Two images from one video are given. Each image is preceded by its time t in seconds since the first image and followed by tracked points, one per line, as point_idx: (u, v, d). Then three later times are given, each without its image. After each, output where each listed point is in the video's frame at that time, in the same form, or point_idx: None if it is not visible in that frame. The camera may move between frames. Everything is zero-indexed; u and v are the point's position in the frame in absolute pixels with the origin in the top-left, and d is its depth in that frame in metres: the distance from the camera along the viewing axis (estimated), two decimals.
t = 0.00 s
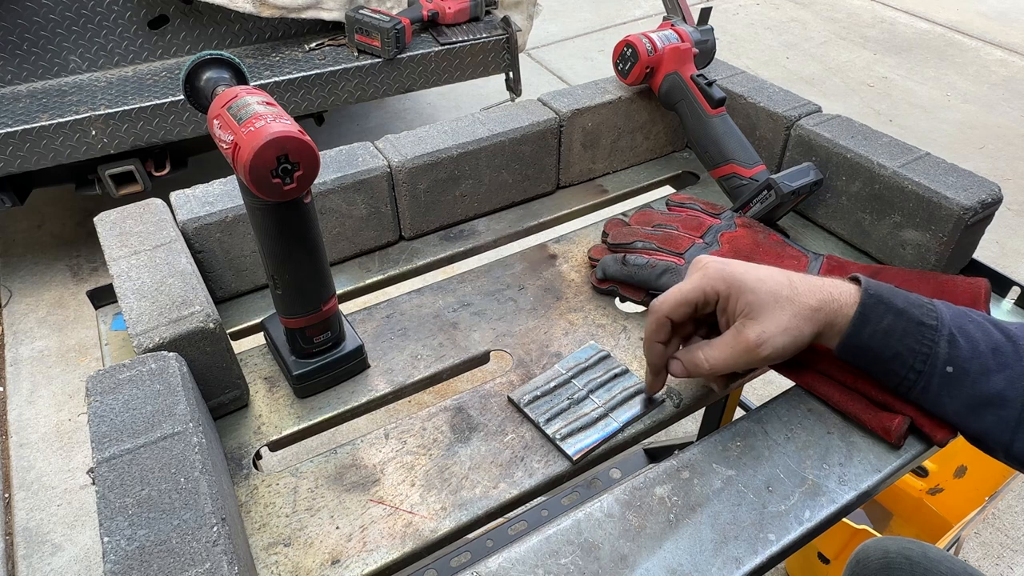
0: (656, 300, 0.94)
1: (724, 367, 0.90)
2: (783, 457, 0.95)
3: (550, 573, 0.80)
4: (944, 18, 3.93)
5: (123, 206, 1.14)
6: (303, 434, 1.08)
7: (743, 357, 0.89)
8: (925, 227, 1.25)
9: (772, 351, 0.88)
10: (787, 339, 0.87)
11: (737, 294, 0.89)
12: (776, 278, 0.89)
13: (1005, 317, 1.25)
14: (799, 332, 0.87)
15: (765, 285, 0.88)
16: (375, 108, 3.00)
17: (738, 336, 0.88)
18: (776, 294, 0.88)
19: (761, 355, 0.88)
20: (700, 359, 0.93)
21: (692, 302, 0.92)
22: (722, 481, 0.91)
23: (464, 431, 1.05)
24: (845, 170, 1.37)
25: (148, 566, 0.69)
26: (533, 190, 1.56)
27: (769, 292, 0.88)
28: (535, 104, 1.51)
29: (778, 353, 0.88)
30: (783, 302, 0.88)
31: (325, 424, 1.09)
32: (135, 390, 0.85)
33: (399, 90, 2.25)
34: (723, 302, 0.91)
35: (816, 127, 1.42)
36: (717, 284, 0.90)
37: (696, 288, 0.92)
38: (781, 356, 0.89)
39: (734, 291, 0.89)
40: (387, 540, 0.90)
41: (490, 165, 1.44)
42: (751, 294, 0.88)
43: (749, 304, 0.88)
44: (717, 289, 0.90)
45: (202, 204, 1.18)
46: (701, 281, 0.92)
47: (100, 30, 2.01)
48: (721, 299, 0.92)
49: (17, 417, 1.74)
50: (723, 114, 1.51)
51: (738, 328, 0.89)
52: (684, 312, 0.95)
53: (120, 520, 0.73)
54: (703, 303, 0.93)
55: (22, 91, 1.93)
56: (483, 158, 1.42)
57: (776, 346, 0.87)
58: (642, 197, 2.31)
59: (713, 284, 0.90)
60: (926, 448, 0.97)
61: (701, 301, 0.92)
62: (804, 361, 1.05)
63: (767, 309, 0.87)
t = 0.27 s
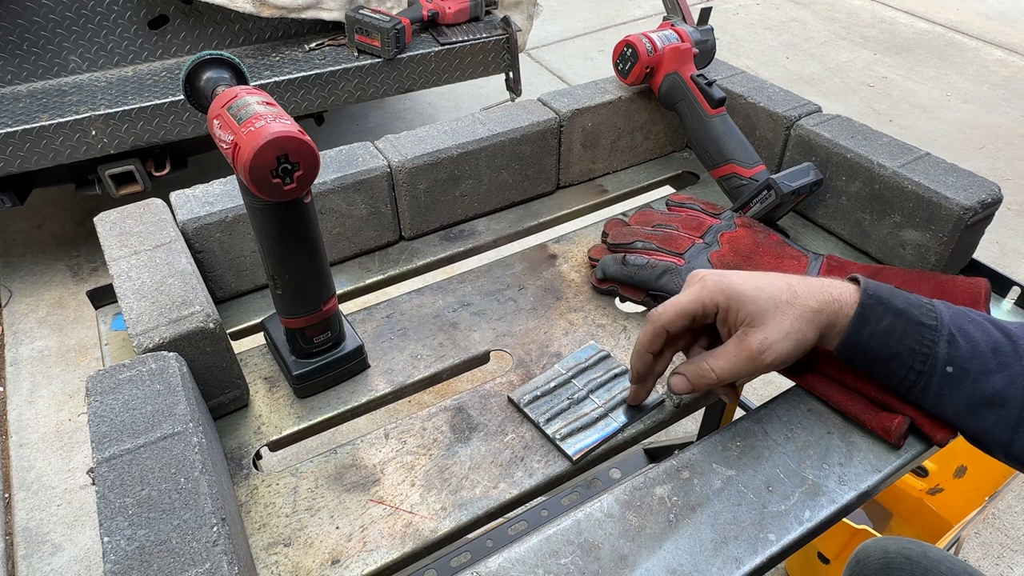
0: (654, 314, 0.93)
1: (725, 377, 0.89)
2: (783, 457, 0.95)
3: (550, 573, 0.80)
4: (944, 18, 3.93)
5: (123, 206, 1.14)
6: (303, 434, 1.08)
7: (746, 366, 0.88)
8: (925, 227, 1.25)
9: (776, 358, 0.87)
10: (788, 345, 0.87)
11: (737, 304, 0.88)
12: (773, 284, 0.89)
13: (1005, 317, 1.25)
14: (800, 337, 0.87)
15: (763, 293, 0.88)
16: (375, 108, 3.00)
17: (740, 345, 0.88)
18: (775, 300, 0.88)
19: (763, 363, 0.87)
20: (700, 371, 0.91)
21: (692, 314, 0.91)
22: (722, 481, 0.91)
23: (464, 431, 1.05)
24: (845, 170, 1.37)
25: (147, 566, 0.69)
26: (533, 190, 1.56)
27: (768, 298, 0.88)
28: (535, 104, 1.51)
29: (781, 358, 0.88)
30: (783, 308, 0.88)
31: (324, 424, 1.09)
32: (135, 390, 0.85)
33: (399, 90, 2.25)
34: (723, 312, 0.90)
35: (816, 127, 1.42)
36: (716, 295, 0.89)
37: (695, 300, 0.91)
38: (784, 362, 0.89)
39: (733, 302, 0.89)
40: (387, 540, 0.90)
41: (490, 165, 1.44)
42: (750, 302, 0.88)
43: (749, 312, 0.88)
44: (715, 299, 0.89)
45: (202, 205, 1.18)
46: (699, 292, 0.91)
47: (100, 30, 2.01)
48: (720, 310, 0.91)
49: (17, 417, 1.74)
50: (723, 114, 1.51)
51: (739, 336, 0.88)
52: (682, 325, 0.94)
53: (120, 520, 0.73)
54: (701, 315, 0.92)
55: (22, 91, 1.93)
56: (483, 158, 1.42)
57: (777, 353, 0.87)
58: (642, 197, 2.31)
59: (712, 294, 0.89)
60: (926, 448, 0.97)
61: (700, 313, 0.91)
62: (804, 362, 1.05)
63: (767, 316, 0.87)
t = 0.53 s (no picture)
0: (655, 313, 0.92)
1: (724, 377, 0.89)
2: (783, 457, 0.95)
3: (550, 573, 0.80)
4: (944, 17, 3.93)
5: (123, 206, 1.14)
6: (303, 434, 1.08)
7: (745, 366, 0.87)
8: (925, 227, 1.25)
9: (774, 358, 0.88)
10: (787, 345, 0.87)
11: (738, 303, 0.88)
12: (774, 284, 0.89)
13: (1005, 317, 1.25)
14: (799, 337, 0.87)
15: (765, 292, 0.88)
16: (375, 108, 3.00)
17: (740, 345, 0.88)
18: (776, 300, 0.88)
19: (762, 363, 0.87)
20: (699, 370, 0.90)
21: (693, 314, 0.90)
22: (722, 481, 0.92)
23: (464, 431, 1.05)
24: (845, 170, 1.37)
25: (148, 566, 0.69)
26: (533, 190, 1.56)
27: (769, 298, 0.88)
28: (535, 104, 1.51)
29: (780, 357, 0.88)
30: (783, 307, 0.88)
31: (324, 424, 1.09)
32: (135, 390, 0.85)
33: (400, 90, 2.25)
34: (724, 312, 0.90)
35: (816, 127, 1.42)
36: (718, 294, 0.89)
37: (697, 300, 0.90)
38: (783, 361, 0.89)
39: (735, 301, 0.88)
40: (387, 540, 0.90)
41: (490, 165, 1.44)
42: (752, 301, 0.88)
43: (749, 311, 0.88)
44: (715, 297, 0.89)
45: (202, 204, 1.18)
46: (701, 291, 0.90)
47: (100, 30, 2.01)
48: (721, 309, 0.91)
49: (17, 417, 1.74)
50: (723, 114, 1.51)
51: (739, 336, 0.88)
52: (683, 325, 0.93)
53: (120, 520, 0.73)
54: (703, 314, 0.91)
55: (22, 92, 1.93)
56: (483, 158, 1.42)
57: (776, 353, 0.87)
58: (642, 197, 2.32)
59: (714, 293, 0.89)
60: (926, 448, 0.97)
61: (701, 313, 0.91)
62: (804, 362, 1.05)
63: (768, 316, 0.87)
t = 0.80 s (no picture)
0: (653, 290, 0.96)
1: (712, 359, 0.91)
2: (783, 457, 0.95)
3: (550, 573, 0.80)
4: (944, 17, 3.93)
5: (123, 206, 1.14)
6: (303, 434, 1.08)
7: (735, 350, 0.89)
8: (925, 227, 1.25)
9: (766, 346, 0.89)
10: (780, 335, 0.88)
11: (735, 288, 0.90)
12: (775, 274, 0.90)
13: (1005, 317, 1.25)
14: (793, 329, 0.88)
15: (764, 281, 0.89)
16: (375, 108, 3.00)
17: (732, 329, 0.90)
18: (774, 289, 0.89)
19: (752, 350, 0.89)
20: (691, 350, 0.93)
21: (690, 294, 0.93)
22: (722, 481, 0.92)
23: (464, 431, 1.05)
24: (845, 170, 1.37)
25: (147, 566, 0.69)
26: (533, 190, 1.56)
27: (768, 287, 0.89)
28: (535, 104, 1.51)
29: (773, 347, 0.89)
30: (780, 298, 0.89)
31: (324, 424, 1.09)
32: (135, 390, 0.85)
33: (399, 90, 2.25)
34: (721, 295, 0.92)
35: (816, 127, 1.42)
36: (716, 276, 0.91)
37: (695, 281, 0.93)
38: (776, 351, 0.90)
39: (733, 285, 0.90)
40: (387, 540, 0.90)
41: (490, 165, 1.44)
42: (749, 288, 0.89)
43: (746, 298, 0.89)
44: (714, 280, 0.91)
45: (202, 204, 1.18)
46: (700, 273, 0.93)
47: (100, 30, 2.01)
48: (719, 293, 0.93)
49: (17, 417, 1.74)
50: (723, 114, 1.51)
51: (732, 320, 0.90)
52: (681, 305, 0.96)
53: (120, 520, 0.73)
54: (700, 295, 0.94)
55: (21, 91, 1.93)
56: (483, 158, 1.42)
57: (768, 342, 0.88)
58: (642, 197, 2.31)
59: (713, 276, 0.91)
60: (926, 448, 0.97)
61: (698, 294, 0.93)
62: (803, 362, 1.05)
63: (764, 304, 0.89)
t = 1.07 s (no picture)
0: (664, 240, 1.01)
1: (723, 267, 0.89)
2: (783, 457, 0.95)
3: (550, 573, 0.80)
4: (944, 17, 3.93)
5: (123, 206, 1.14)
6: (303, 434, 1.08)
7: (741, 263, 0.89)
8: (925, 227, 1.25)
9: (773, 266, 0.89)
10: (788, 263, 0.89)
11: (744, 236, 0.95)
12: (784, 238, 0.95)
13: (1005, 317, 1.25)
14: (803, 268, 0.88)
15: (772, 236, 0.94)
16: (375, 109, 3.00)
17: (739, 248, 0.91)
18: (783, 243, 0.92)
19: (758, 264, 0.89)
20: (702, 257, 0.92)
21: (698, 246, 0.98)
22: (722, 481, 0.92)
23: (464, 431, 1.05)
24: (845, 170, 1.37)
25: (148, 566, 0.69)
26: (533, 190, 1.56)
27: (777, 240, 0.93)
28: (534, 104, 1.51)
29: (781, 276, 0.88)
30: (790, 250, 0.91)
31: (324, 424, 1.09)
32: (135, 390, 0.85)
33: (400, 90, 2.25)
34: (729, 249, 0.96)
35: (816, 127, 1.42)
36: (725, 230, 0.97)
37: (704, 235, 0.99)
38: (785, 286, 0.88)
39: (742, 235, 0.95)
40: (387, 540, 0.90)
41: (490, 165, 1.44)
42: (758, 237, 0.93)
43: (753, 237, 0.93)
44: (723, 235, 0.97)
45: (202, 205, 1.18)
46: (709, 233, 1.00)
47: (100, 30, 2.01)
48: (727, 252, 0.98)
49: (17, 417, 1.74)
50: (723, 114, 1.51)
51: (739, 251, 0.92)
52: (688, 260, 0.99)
53: (120, 520, 0.73)
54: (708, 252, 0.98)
55: (21, 91, 1.93)
56: (483, 158, 1.42)
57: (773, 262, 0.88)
58: (642, 197, 2.31)
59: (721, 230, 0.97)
60: (927, 448, 0.97)
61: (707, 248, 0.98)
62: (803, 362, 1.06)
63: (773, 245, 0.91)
